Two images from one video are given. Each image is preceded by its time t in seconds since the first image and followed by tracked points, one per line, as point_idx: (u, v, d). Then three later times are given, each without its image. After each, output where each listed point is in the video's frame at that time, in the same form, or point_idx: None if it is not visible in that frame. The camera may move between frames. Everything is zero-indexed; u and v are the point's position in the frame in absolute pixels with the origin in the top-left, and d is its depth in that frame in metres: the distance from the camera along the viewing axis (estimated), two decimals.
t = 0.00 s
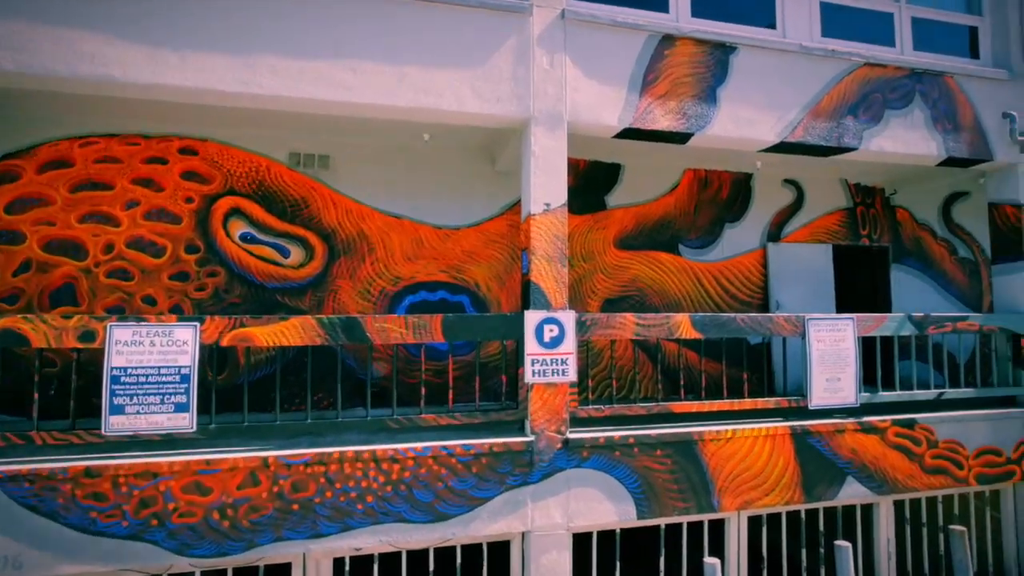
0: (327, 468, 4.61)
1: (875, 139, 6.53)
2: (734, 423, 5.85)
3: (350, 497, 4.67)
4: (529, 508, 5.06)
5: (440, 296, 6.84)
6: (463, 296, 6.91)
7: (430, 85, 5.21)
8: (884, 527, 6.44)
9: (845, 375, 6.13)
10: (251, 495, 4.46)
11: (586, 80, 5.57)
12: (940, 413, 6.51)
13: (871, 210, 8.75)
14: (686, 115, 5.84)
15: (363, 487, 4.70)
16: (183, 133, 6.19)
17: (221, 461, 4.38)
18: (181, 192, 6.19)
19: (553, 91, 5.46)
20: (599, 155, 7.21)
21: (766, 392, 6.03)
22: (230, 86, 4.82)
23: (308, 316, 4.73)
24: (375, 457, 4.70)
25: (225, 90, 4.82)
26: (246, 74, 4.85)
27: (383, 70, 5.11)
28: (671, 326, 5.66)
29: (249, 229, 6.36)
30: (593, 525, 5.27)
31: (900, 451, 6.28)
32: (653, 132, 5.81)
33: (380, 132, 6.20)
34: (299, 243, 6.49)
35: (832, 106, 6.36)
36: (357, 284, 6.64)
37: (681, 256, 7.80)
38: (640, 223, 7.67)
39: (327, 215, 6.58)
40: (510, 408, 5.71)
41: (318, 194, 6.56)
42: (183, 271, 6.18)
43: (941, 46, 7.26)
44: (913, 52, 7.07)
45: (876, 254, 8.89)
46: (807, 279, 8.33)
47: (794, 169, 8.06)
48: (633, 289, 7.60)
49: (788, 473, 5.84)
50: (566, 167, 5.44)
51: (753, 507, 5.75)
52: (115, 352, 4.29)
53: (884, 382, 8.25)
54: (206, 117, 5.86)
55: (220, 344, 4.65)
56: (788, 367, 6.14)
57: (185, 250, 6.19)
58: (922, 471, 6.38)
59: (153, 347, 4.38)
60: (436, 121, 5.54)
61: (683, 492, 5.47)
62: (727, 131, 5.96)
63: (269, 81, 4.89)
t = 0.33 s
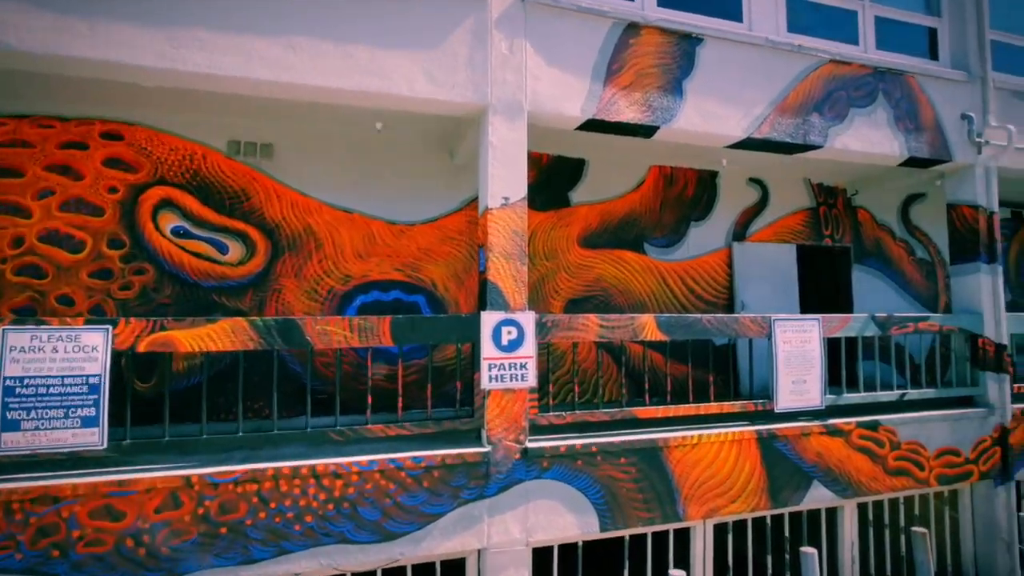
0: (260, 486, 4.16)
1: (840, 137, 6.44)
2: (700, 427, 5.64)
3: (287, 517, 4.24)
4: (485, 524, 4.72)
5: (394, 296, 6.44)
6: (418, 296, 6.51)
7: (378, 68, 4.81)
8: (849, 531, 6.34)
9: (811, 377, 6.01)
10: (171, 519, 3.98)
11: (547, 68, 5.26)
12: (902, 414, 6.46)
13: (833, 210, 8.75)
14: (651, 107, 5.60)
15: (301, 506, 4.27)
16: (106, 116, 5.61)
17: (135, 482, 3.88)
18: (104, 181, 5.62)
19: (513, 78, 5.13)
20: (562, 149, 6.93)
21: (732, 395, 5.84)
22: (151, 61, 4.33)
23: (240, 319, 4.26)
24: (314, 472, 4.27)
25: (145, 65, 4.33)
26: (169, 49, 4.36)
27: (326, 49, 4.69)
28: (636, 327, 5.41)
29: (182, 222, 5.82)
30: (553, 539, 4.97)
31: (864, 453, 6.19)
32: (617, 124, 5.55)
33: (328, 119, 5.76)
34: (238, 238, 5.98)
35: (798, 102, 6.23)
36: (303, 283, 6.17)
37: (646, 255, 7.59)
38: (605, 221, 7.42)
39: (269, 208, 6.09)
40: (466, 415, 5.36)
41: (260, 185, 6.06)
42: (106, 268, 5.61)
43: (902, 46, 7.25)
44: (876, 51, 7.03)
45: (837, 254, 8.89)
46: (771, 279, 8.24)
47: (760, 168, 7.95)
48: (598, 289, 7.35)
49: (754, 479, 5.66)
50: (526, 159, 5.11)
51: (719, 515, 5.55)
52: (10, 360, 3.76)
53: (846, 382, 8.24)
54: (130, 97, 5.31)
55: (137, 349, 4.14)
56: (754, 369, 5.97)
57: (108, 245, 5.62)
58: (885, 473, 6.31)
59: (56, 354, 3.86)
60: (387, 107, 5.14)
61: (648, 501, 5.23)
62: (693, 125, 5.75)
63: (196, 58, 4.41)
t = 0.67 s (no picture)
0: (175, 511, 3.67)
1: (805, 134, 6.31)
2: (664, 433, 5.40)
3: (208, 545, 3.77)
4: (434, 544, 4.34)
5: (341, 296, 5.99)
6: (366, 296, 6.08)
7: (317, 45, 4.38)
8: (811, 536, 6.23)
9: (774, 380, 5.86)
10: (68, 552, 3.47)
11: (504, 52, 4.92)
12: (864, 416, 6.39)
13: (795, 210, 8.71)
14: (614, 98, 5.33)
15: (225, 532, 3.80)
16: (8, 93, 4.99)
17: (22, 511, 3.35)
18: (5, 166, 5.00)
19: (467, 61, 4.76)
20: (522, 142, 6.61)
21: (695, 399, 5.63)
22: (49, 26, 3.78)
23: (152, 321, 3.75)
24: (240, 494, 3.80)
25: (42, 31, 3.78)
26: (71, 13, 3.82)
27: (257, 22, 4.23)
28: (597, 330, 5.13)
29: (98, 214, 5.24)
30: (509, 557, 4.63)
31: (827, 456, 6.08)
32: (579, 115, 5.25)
33: (266, 101, 5.27)
34: (164, 232, 5.43)
35: (763, 98, 6.08)
36: (238, 281, 5.65)
37: (609, 254, 7.34)
38: (566, 219, 7.14)
39: (200, 200, 5.55)
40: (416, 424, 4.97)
41: (189, 174, 5.52)
42: (7, 263, 4.99)
43: (863, 45, 7.22)
44: (838, 49, 6.96)
45: (799, 255, 8.85)
46: (734, 279, 8.12)
47: (723, 166, 7.82)
48: (559, 289, 7.06)
49: (718, 486, 5.47)
50: (481, 148, 4.75)
51: (682, 525, 5.32)
52: None
53: (807, 383, 8.20)
54: (34, 72, 4.72)
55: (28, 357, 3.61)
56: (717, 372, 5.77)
57: (10, 238, 5.00)
58: (847, 477, 6.22)
59: None
60: (328, 88, 4.70)
61: (609, 513, 4.95)
62: (657, 118, 5.52)
63: (104, 25, 3.89)
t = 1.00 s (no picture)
0: (54, 547, 3.13)
1: (764, 131, 6.18)
2: (621, 440, 5.14)
3: None
4: (369, 570, 3.92)
5: (273, 296, 5.47)
6: (303, 295, 5.58)
7: (239, 13, 3.90)
8: (768, 542, 6.10)
9: (733, 382, 5.69)
10: None
11: (451, 31, 4.54)
12: (821, 418, 6.31)
13: (751, 210, 8.65)
14: (570, 86, 5.03)
15: (119, 569, 3.28)
16: None
17: None
18: None
19: (410, 39, 4.35)
20: (474, 133, 6.24)
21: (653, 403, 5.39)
22: None
23: (30, 325, 3.21)
24: (137, 525, 3.28)
25: None
26: None
27: None
28: (551, 332, 4.81)
29: None
30: None
31: (784, 460, 5.96)
32: (532, 102, 4.92)
33: (184, 77, 4.72)
34: (64, 223, 4.80)
35: (722, 92, 5.91)
36: (153, 279, 5.07)
37: (565, 252, 7.05)
38: (521, 215, 6.81)
39: (109, 187, 4.95)
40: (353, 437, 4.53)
41: (96, 157, 4.91)
42: None
43: (819, 45, 7.19)
44: (796, 47, 6.88)
45: (756, 255, 8.78)
46: (691, 280, 7.98)
47: (681, 164, 7.66)
48: (513, 288, 6.71)
49: (676, 495, 5.24)
50: (424, 134, 4.35)
51: (639, 537, 5.07)
52: None
53: (762, 384, 8.15)
54: None
55: None
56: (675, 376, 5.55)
57: None
58: (804, 480, 6.12)
59: None
60: (253, 63, 4.22)
61: (562, 528, 4.64)
62: (614, 108, 5.25)
63: None
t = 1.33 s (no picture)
0: None
1: (718, 126, 6.01)
2: (570, 449, 4.83)
3: None
4: None
5: (186, 295, 4.87)
6: (222, 295, 5.00)
7: None
8: (720, 550, 5.94)
9: (686, 386, 5.49)
10: None
11: (387, 3, 4.11)
12: (772, 421, 6.21)
13: (704, 210, 8.54)
14: (518, 70, 4.68)
15: None
16: None
17: None
18: None
19: (339, 7, 3.89)
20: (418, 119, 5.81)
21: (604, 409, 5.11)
22: None
23: None
24: None
25: None
26: None
27: None
28: (496, 334, 4.44)
29: None
30: None
31: (737, 465, 5.80)
32: (476, 85, 4.54)
33: (76, 40, 4.10)
34: None
35: (676, 85, 5.70)
36: (39, 275, 4.41)
37: (515, 249, 6.70)
38: (469, 209, 6.41)
39: None
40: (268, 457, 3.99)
41: None
42: None
43: (771, 43, 7.12)
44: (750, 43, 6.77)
45: (708, 255, 8.68)
46: (645, 280, 7.78)
47: (635, 160, 7.45)
48: (459, 287, 6.31)
49: (627, 506, 4.97)
50: (354, 115, 3.90)
51: (589, 553, 4.77)
52: None
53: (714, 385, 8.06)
54: None
55: None
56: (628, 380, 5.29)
57: None
58: (757, 485, 5.99)
59: None
60: (153, 26, 3.67)
61: (507, 547, 4.29)
62: (565, 97, 4.95)
63: None
